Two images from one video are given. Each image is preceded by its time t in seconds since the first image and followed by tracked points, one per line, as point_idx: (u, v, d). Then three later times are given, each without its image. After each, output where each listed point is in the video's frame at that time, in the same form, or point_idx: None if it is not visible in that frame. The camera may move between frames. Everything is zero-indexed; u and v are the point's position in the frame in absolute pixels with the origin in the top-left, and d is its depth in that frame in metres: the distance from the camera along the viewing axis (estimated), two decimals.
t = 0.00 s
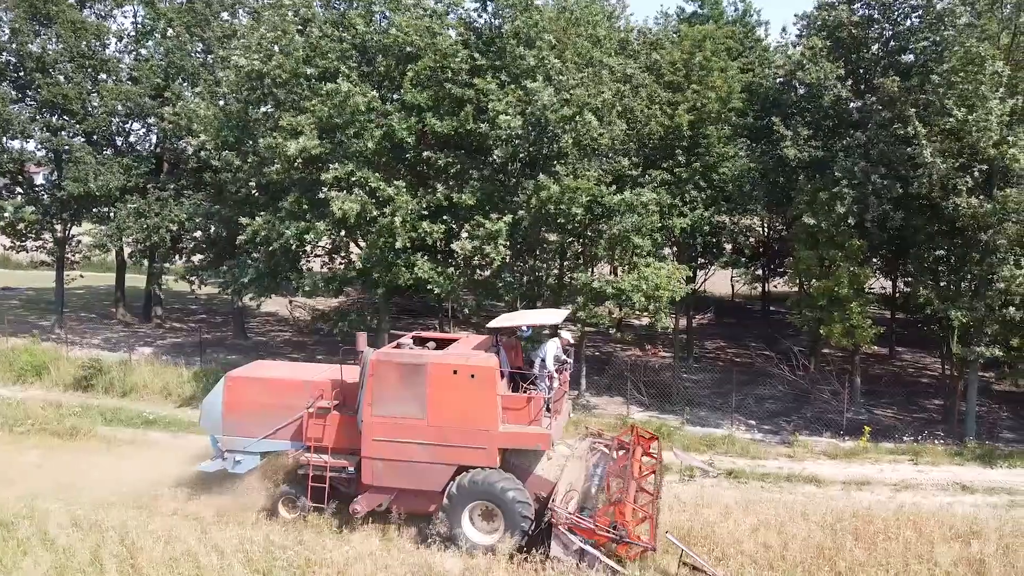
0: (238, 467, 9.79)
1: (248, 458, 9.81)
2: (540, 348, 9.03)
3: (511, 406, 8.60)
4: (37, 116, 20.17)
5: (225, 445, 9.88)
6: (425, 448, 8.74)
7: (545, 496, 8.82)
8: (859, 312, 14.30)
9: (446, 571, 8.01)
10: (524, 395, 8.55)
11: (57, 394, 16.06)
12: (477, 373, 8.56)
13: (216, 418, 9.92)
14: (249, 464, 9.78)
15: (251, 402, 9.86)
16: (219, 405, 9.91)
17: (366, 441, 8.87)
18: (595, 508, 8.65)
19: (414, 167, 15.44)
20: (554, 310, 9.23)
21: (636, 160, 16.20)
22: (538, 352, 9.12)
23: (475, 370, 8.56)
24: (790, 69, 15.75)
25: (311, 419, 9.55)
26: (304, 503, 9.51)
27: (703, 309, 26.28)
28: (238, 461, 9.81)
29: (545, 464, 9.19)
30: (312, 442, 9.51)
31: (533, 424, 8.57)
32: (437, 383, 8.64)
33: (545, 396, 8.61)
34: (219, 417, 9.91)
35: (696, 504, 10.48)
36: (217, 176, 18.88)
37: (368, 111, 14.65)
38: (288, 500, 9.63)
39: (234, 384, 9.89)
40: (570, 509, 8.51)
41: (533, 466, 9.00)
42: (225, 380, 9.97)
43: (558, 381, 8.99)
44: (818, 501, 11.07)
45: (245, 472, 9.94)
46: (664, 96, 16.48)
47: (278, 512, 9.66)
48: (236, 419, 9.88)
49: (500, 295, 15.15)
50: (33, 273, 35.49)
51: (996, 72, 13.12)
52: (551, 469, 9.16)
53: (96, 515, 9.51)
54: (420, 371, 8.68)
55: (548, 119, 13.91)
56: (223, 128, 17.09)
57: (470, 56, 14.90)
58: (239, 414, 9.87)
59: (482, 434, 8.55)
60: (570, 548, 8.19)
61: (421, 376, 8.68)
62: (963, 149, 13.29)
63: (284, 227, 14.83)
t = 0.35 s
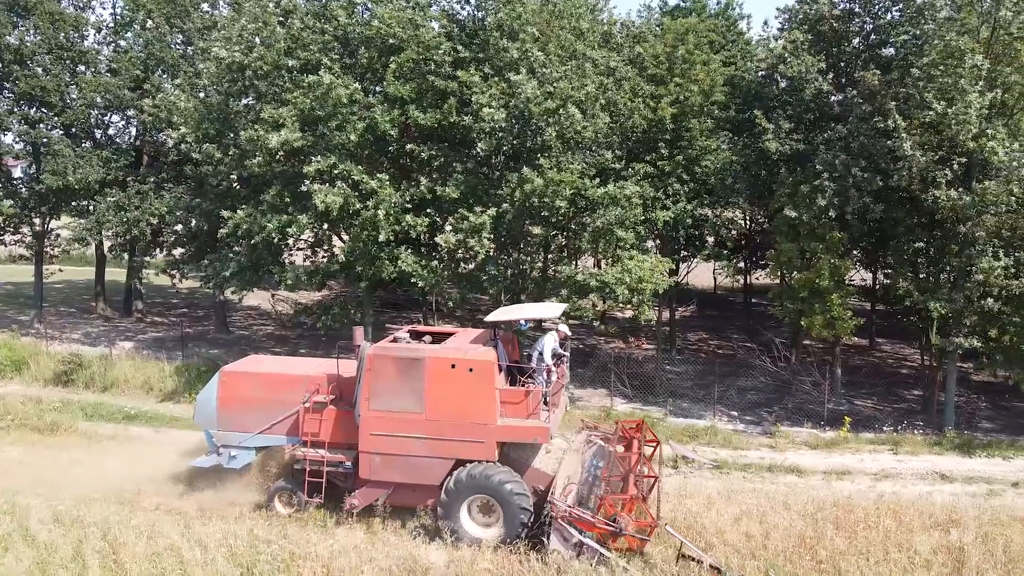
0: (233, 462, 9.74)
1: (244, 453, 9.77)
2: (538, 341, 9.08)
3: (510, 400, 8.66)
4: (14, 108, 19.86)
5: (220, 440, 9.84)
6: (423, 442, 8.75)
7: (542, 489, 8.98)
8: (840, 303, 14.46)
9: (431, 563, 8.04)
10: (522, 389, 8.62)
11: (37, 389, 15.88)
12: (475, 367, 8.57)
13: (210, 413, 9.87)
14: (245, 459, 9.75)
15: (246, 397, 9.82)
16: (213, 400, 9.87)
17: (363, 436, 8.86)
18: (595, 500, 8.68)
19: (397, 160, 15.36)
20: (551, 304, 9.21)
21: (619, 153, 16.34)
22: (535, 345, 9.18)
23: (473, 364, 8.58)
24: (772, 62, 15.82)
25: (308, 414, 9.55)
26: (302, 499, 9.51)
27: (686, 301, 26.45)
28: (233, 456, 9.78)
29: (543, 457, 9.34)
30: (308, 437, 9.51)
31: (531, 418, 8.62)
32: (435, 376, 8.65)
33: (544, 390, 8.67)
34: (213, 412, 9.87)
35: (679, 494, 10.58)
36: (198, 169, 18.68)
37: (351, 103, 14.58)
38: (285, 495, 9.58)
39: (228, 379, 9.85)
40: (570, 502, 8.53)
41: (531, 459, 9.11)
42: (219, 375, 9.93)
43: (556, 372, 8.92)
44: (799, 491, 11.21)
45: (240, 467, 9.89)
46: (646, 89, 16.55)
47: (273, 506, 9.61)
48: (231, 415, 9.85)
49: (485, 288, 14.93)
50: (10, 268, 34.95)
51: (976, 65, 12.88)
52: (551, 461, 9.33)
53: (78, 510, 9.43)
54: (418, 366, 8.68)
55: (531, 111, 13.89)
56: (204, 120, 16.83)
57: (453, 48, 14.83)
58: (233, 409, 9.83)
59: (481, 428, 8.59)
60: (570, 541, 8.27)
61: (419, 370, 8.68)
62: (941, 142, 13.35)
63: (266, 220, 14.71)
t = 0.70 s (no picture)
0: (230, 456, 9.74)
1: (240, 447, 9.75)
2: (537, 334, 9.24)
3: (508, 393, 8.63)
4: None
5: (216, 434, 9.79)
6: (422, 435, 8.74)
7: (541, 481, 8.97)
8: (821, 294, 14.60)
9: (416, 555, 8.07)
10: (520, 381, 8.58)
11: (16, 383, 15.69)
12: (473, 360, 8.57)
13: (206, 407, 9.79)
14: (241, 453, 9.73)
15: (242, 391, 9.76)
16: (209, 393, 9.79)
17: (361, 429, 8.85)
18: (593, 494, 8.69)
19: (381, 151, 15.28)
20: (549, 295, 9.21)
21: (603, 145, 16.39)
22: (533, 339, 9.35)
23: (472, 357, 8.58)
24: (755, 54, 15.83)
25: (305, 407, 9.50)
26: (299, 493, 9.47)
27: (669, 292, 26.59)
28: (229, 450, 9.75)
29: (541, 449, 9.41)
30: (306, 430, 9.48)
31: (530, 410, 8.61)
32: (433, 370, 8.63)
33: (542, 381, 8.63)
34: (208, 406, 9.79)
35: (664, 484, 10.68)
36: (179, 160, 18.48)
37: (333, 94, 14.49)
38: (282, 489, 9.55)
39: (224, 373, 9.78)
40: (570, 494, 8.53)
41: (529, 451, 9.19)
42: (215, 369, 9.86)
43: (554, 365, 9.00)
44: (781, 480, 11.35)
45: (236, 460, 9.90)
46: (630, 81, 16.54)
47: (268, 499, 9.58)
48: (226, 409, 9.77)
49: (470, 281, 14.91)
50: None
51: (957, 57, 12.93)
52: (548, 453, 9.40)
53: (60, 505, 9.35)
54: (416, 359, 8.66)
55: (515, 103, 13.89)
56: (184, 111, 16.50)
57: (436, 40, 14.81)
58: (229, 403, 9.76)
59: (479, 421, 8.58)
60: (570, 533, 8.22)
61: (417, 363, 8.66)
62: (922, 133, 13.45)
63: (248, 212, 14.57)
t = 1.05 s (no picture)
0: (225, 449, 9.66)
1: (237, 441, 9.70)
2: (535, 326, 9.14)
3: (508, 384, 8.75)
4: None
5: (212, 428, 9.76)
6: (421, 427, 8.75)
7: (541, 472, 9.26)
8: (801, 284, 14.76)
9: (400, 546, 8.08)
10: (519, 373, 8.71)
11: None
12: (473, 352, 8.60)
13: (202, 401, 9.78)
14: (237, 446, 9.68)
15: (239, 384, 9.75)
16: (205, 387, 9.77)
17: (359, 422, 8.83)
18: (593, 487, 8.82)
19: (362, 141, 15.19)
20: (549, 288, 9.16)
21: (585, 135, 16.37)
22: (533, 329, 9.25)
23: (471, 349, 8.61)
24: (736, 45, 15.81)
25: (302, 400, 9.54)
26: (296, 486, 9.39)
27: (651, 283, 26.74)
28: (225, 443, 9.69)
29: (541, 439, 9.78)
30: (304, 424, 9.53)
31: (530, 401, 8.70)
32: (433, 362, 8.65)
33: (542, 373, 8.76)
34: (205, 399, 9.78)
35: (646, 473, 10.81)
36: (158, 151, 18.22)
37: (314, 83, 14.38)
38: (279, 482, 9.47)
39: (220, 366, 9.76)
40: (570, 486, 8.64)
41: (528, 443, 9.36)
42: (211, 362, 9.83)
43: (553, 357, 9.02)
44: (762, 468, 11.49)
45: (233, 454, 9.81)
46: (613, 71, 16.51)
47: (266, 491, 9.53)
48: (223, 402, 9.77)
49: (453, 271, 14.75)
50: None
51: (935, 48, 12.98)
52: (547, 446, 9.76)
53: (40, 498, 9.26)
54: (415, 351, 8.66)
55: (497, 93, 13.90)
56: (163, 101, 16.32)
57: (417, 28, 14.60)
58: (226, 396, 9.76)
59: (479, 413, 8.62)
60: (571, 523, 8.30)
61: (416, 356, 8.66)
62: (901, 124, 13.51)
63: (228, 203, 14.42)
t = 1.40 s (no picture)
0: (223, 444, 9.62)
1: (234, 435, 9.64)
2: (533, 319, 9.17)
3: (507, 377, 8.68)
4: None
5: (208, 422, 9.66)
6: (421, 420, 8.73)
7: (540, 465, 9.01)
8: (784, 274, 14.86)
9: (385, 537, 8.08)
10: (520, 365, 8.64)
11: None
12: (473, 345, 8.57)
13: (198, 394, 9.67)
14: (235, 440, 9.62)
15: (236, 378, 9.65)
16: (201, 380, 9.67)
17: (358, 415, 8.81)
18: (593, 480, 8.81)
19: (345, 132, 15.06)
20: (546, 280, 9.24)
21: (570, 127, 16.35)
22: (531, 322, 9.28)
23: (472, 342, 8.58)
24: (719, 36, 15.84)
25: (301, 394, 9.44)
26: (297, 480, 9.34)
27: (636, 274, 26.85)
28: (222, 438, 9.64)
29: (540, 432, 9.48)
30: (302, 417, 9.43)
31: (530, 394, 8.66)
32: (433, 355, 8.62)
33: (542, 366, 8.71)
34: (201, 392, 9.67)
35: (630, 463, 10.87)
36: (139, 142, 18.03)
37: (296, 74, 14.30)
38: (278, 477, 9.38)
39: (217, 360, 9.66)
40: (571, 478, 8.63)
41: (527, 435, 9.11)
42: (207, 355, 9.74)
43: (553, 349, 9.08)
44: (745, 457, 11.59)
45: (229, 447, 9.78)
46: (597, 62, 16.48)
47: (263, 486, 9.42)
48: (219, 396, 9.67)
49: (438, 263, 14.67)
50: None
51: (916, 39, 13.13)
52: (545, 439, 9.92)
53: (22, 493, 9.18)
54: (415, 344, 8.64)
55: (481, 84, 13.88)
56: (144, 91, 16.15)
57: (400, 18, 14.42)
58: (223, 390, 9.65)
59: (479, 405, 8.59)
60: (573, 515, 8.28)
61: (416, 349, 8.64)
62: (882, 115, 13.63)
63: (210, 195, 14.31)
